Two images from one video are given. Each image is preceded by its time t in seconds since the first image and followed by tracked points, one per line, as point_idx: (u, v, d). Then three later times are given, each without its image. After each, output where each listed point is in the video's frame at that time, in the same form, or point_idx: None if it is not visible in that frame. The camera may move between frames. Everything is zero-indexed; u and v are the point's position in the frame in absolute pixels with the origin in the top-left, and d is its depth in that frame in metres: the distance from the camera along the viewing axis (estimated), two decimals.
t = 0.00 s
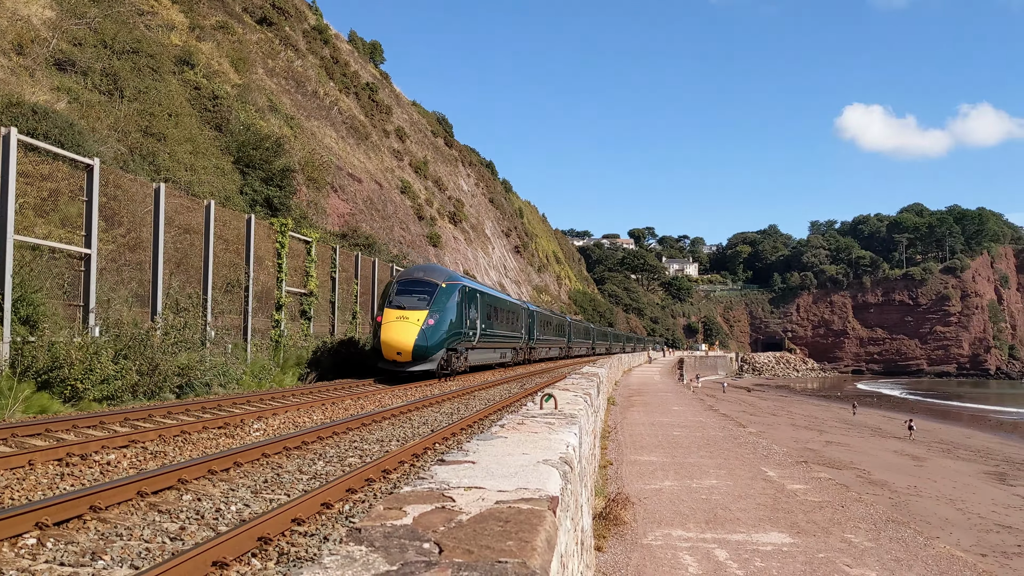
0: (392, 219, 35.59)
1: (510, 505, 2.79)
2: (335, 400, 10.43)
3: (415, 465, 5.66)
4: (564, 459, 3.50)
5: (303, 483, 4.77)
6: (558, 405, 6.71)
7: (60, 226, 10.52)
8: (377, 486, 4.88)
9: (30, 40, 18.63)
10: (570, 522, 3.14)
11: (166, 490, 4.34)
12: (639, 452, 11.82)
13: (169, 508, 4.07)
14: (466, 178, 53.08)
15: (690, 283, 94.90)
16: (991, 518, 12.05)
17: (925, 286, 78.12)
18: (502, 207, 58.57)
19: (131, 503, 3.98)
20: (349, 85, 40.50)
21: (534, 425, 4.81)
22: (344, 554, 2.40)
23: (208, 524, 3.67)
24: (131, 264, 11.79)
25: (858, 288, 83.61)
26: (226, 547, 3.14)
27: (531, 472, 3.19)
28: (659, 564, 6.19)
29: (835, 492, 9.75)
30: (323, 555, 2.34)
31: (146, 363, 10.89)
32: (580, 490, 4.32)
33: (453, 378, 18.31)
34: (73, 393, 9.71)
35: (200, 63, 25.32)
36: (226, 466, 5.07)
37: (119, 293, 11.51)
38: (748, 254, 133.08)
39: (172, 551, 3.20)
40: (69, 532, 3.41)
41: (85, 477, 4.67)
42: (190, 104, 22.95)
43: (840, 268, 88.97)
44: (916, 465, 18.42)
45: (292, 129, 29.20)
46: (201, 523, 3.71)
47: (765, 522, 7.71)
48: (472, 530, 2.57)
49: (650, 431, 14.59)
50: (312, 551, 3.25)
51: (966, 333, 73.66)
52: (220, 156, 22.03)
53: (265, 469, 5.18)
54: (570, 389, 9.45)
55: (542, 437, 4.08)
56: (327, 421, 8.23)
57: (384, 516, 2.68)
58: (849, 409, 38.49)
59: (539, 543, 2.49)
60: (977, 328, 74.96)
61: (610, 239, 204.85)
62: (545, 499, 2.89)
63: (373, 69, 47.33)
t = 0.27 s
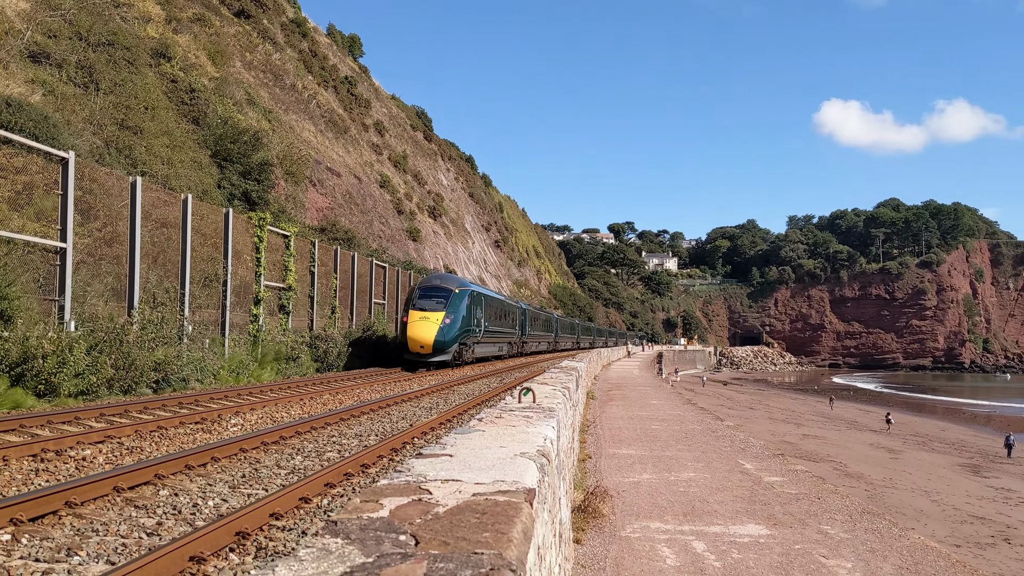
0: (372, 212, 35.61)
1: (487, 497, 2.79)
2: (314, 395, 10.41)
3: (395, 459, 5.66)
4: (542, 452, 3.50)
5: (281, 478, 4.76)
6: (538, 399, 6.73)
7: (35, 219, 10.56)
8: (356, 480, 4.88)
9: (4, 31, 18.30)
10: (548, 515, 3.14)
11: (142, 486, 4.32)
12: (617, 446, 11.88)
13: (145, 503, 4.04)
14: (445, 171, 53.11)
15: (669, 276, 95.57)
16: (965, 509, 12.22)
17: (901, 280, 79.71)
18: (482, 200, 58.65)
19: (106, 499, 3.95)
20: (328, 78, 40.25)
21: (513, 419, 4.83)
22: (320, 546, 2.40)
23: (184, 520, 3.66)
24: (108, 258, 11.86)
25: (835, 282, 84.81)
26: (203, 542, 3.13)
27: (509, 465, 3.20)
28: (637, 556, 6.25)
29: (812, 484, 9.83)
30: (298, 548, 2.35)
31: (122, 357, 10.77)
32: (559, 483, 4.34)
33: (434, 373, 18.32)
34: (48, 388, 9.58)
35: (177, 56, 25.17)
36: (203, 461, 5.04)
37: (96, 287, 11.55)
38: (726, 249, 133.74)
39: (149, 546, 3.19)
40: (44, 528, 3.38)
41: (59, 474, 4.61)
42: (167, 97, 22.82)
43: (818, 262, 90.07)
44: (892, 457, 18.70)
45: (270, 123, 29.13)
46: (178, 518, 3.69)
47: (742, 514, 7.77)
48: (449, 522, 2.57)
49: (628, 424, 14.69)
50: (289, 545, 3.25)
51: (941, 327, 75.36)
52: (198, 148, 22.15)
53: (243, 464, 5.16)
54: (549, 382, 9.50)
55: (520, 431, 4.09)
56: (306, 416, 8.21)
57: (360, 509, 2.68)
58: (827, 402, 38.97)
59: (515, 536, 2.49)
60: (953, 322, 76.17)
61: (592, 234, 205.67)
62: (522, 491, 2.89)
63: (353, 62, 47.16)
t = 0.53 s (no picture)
0: (359, 207, 35.61)
1: (474, 490, 2.79)
2: (301, 390, 10.41)
3: (382, 454, 5.66)
4: (529, 447, 3.51)
5: (269, 473, 4.75)
6: (525, 393, 6.73)
7: (20, 213, 10.53)
8: (343, 475, 4.88)
9: None
10: (536, 509, 3.14)
11: (128, 481, 4.31)
12: (604, 440, 11.91)
13: (131, 499, 4.03)
14: (433, 166, 53.09)
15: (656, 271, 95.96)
16: (951, 503, 12.29)
17: (886, 276, 80.84)
18: (470, 195, 58.68)
19: (92, 494, 3.94)
20: (315, 72, 40.08)
21: (501, 413, 4.85)
22: (307, 541, 2.40)
23: (171, 515, 3.65)
24: (92, 252, 11.86)
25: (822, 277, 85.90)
26: (190, 536, 3.13)
27: (496, 460, 3.19)
28: (624, 550, 6.27)
29: (799, 478, 9.86)
30: (285, 542, 2.35)
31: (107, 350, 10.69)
32: (547, 478, 4.35)
33: (421, 368, 18.37)
34: (34, 382, 9.48)
35: (163, 49, 25.01)
36: (189, 456, 5.02)
37: (80, 282, 11.53)
38: (713, 244, 134.12)
39: (135, 541, 3.19)
40: (30, 524, 3.37)
41: (45, 469, 4.59)
42: (152, 91, 22.71)
43: (804, 257, 90.73)
44: (877, 450, 18.86)
45: (256, 117, 29.05)
46: (165, 513, 3.68)
47: (729, 508, 7.81)
48: (436, 516, 2.57)
49: (616, 418, 14.73)
50: (275, 540, 3.26)
51: (926, 322, 76.31)
52: (183, 142, 22.16)
53: (230, 459, 5.15)
54: (536, 378, 9.53)
55: (507, 426, 4.10)
56: (293, 410, 8.20)
57: (347, 503, 2.68)
58: (813, 397, 39.24)
59: (503, 530, 2.50)
60: (937, 317, 76.93)
61: (579, 229, 205.91)
62: (509, 485, 2.89)
63: (340, 56, 46.99)
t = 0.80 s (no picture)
0: (347, 203, 35.55)
1: (461, 488, 2.78)
2: (289, 386, 10.41)
3: (370, 451, 5.65)
4: (517, 443, 3.51)
5: (256, 470, 4.74)
6: (514, 389, 6.72)
7: (6, 209, 10.53)
8: (331, 472, 4.89)
9: None
10: (522, 507, 3.14)
11: (114, 478, 4.30)
12: (593, 437, 11.93)
13: (118, 495, 4.03)
14: (421, 162, 53.02)
15: (645, 269, 96.20)
16: (936, 500, 12.35)
17: (873, 273, 80.64)
18: (458, 191, 58.67)
19: (79, 491, 3.93)
20: (303, 68, 39.91)
21: (489, 409, 4.87)
22: (294, 538, 2.40)
23: (158, 512, 3.64)
24: (79, 248, 11.84)
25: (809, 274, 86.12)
26: (179, 533, 3.13)
27: (484, 457, 3.19)
28: (611, 546, 6.30)
29: (786, 475, 9.90)
30: (272, 539, 2.35)
31: (93, 346, 10.59)
32: (534, 474, 4.36)
33: (410, 365, 18.36)
34: (19, 379, 9.40)
35: (150, 44, 24.85)
36: (176, 453, 5.02)
37: (67, 277, 11.51)
38: (701, 242, 134.37)
39: (123, 538, 3.19)
40: (14, 522, 3.35)
41: (29, 466, 4.56)
42: (139, 86, 22.59)
43: (792, 255, 91.22)
44: (864, 448, 18.97)
45: (244, 112, 28.94)
46: (152, 510, 3.68)
47: (716, 505, 7.84)
48: (424, 513, 2.57)
49: (605, 416, 14.75)
50: (263, 537, 3.25)
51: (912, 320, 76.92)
52: (170, 138, 22.11)
53: (217, 456, 5.15)
54: (524, 374, 9.55)
55: (495, 422, 4.13)
56: (281, 407, 8.20)
57: (335, 500, 2.67)
58: (800, 394, 39.48)
59: (490, 526, 2.51)
60: (924, 315, 77.52)
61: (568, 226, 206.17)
62: (497, 482, 2.89)
63: (328, 51, 46.79)
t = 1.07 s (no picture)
0: (334, 200, 35.49)
1: (447, 484, 2.78)
2: (276, 383, 10.41)
3: (356, 448, 5.65)
4: (503, 440, 3.52)
5: (242, 467, 4.73)
6: (501, 387, 6.73)
7: None
8: (317, 469, 4.89)
9: None
10: (509, 504, 3.14)
11: (99, 475, 4.28)
12: (580, 434, 11.96)
13: (102, 492, 4.01)
14: (409, 159, 52.98)
15: (632, 266, 96.38)
16: (919, 496, 12.44)
17: (859, 272, 81.00)
18: (446, 189, 58.67)
19: (63, 488, 3.91)
20: (290, 64, 39.76)
21: (476, 406, 4.88)
22: (278, 534, 2.39)
23: (143, 509, 3.63)
24: (63, 244, 11.79)
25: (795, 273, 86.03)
26: (163, 530, 3.13)
27: (470, 453, 3.19)
28: (597, 543, 6.32)
29: (771, 472, 9.95)
30: (256, 536, 2.34)
31: (78, 344, 10.51)
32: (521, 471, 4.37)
33: (397, 361, 18.37)
34: (3, 377, 9.33)
35: (136, 39, 24.71)
36: (161, 450, 5.00)
37: (51, 274, 11.45)
38: (688, 240, 134.60)
39: (106, 535, 3.17)
40: None
41: (14, 463, 4.54)
42: (124, 81, 22.44)
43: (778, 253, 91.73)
44: (849, 445, 19.12)
45: (231, 108, 28.83)
46: (137, 507, 3.66)
47: (702, 501, 7.87)
48: (409, 509, 2.56)
49: (591, 413, 14.79)
50: (248, 534, 3.25)
51: (897, 318, 77.58)
52: (156, 134, 22.04)
53: (203, 453, 5.14)
54: (512, 371, 9.56)
55: (482, 419, 4.14)
56: (267, 404, 8.19)
57: (320, 496, 2.66)
58: (786, 391, 39.77)
59: (476, 522, 2.50)
60: (909, 313, 78.20)
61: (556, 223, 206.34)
62: (483, 479, 2.89)
63: (315, 48, 46.64)
